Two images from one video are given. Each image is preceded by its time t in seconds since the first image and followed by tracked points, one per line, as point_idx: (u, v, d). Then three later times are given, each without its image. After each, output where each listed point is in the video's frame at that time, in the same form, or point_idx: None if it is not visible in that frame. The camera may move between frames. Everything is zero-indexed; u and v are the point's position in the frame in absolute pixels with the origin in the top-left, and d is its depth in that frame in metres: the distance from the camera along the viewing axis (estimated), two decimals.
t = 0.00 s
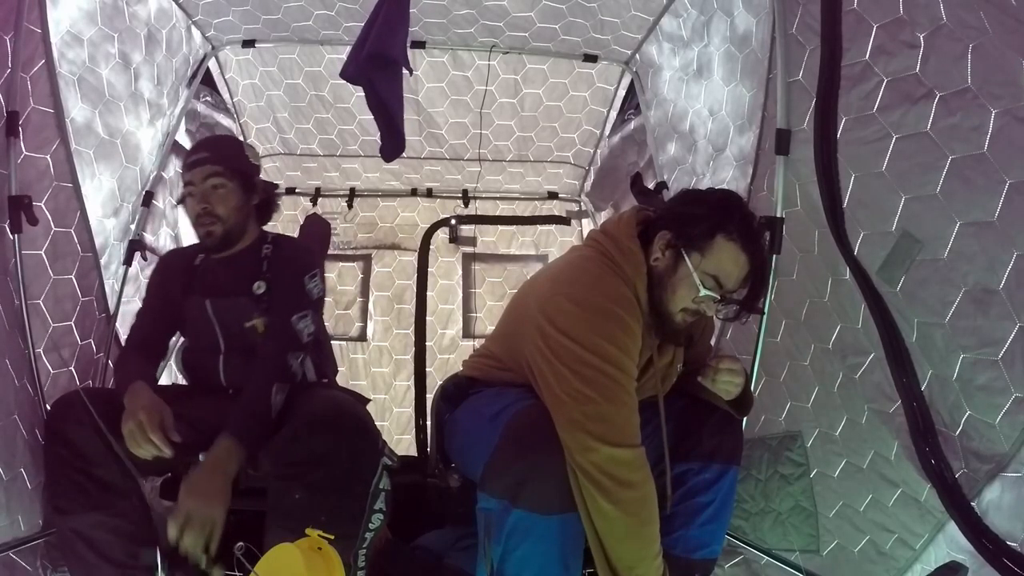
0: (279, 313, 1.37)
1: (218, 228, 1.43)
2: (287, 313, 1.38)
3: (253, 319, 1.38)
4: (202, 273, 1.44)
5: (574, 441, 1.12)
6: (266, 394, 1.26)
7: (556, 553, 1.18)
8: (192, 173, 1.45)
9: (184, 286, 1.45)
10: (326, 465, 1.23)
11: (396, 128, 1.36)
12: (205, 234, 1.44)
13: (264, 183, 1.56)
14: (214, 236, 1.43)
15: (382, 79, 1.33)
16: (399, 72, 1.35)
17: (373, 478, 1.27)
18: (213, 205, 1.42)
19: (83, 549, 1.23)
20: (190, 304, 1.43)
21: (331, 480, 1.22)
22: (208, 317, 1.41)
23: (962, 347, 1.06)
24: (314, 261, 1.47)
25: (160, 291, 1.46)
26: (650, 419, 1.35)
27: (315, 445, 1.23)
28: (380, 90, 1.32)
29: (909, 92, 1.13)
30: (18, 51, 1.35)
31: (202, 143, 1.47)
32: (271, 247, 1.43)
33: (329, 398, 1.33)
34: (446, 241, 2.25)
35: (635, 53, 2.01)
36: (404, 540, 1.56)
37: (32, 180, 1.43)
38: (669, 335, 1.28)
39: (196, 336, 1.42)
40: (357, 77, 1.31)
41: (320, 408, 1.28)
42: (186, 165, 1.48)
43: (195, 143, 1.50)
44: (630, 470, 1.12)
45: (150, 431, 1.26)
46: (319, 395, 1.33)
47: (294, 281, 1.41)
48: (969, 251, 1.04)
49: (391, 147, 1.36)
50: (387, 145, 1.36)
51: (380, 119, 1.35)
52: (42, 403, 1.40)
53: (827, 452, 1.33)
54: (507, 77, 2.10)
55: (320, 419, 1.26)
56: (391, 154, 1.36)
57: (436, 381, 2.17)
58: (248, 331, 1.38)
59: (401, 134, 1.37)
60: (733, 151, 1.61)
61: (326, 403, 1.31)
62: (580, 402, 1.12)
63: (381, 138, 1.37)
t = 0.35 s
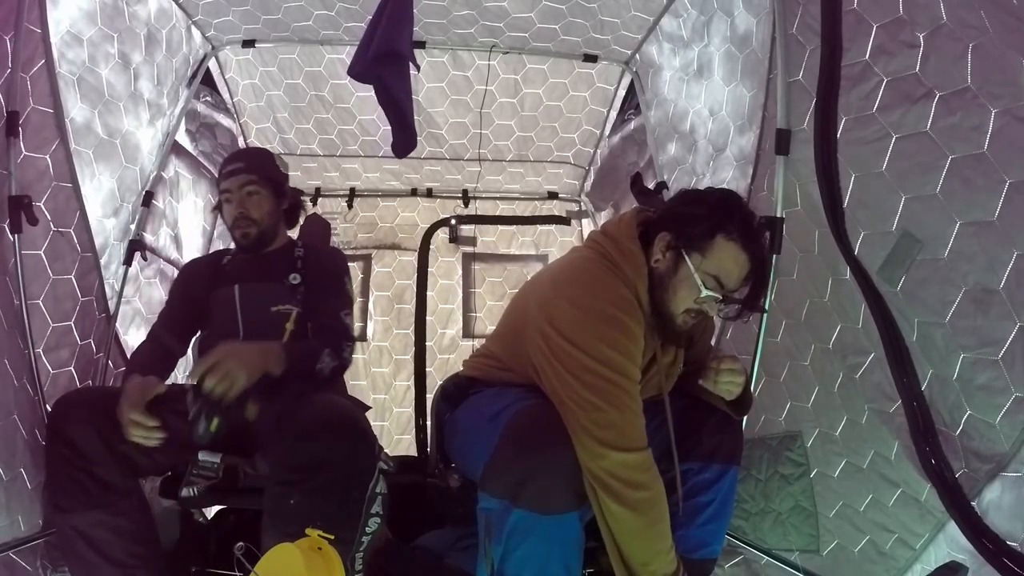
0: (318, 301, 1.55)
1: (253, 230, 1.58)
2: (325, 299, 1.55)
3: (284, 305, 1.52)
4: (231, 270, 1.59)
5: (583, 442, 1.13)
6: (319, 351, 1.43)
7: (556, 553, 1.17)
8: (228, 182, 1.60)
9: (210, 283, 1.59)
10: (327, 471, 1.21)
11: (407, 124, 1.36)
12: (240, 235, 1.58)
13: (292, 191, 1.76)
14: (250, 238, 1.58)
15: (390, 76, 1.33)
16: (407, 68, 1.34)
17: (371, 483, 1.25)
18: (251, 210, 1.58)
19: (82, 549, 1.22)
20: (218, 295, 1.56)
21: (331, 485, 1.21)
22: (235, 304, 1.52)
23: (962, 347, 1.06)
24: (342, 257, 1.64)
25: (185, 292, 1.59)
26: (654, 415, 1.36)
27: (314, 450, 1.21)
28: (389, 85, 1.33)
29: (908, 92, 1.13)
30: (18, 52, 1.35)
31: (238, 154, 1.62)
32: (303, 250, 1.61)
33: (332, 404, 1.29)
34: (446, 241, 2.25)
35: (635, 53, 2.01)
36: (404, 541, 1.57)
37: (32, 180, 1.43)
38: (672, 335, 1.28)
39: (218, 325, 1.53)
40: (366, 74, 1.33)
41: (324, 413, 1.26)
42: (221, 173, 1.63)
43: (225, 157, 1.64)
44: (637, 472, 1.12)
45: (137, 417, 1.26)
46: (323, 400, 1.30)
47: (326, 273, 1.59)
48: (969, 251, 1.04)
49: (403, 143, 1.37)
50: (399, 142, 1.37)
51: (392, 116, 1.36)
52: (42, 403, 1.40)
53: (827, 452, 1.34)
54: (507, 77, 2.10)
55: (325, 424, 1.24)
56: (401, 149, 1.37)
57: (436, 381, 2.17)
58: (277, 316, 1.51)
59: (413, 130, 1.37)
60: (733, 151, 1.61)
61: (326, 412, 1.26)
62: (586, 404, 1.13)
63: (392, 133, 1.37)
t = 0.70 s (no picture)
0: (334, 306, 1.60)
1: (266, 232, 1.59)
2: (341, 302, 1.60)
3: (297, 305, 1.56)
4: (241, 270, 1.60)
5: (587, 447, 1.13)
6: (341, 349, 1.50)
7: (556, 553, 1.17)
8: (243, 185, 1.61)
9: (220, 282, 1.61)
10: (321, 471, 1.21)
11: (399, 124, 1.36)
12: (254, 238, 1.59)
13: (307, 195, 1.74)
14: (263, 240, 1.59)
15: (382, 74, 1.34)
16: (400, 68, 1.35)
17: (367, 483, 1.25)
18: (263, 212, 1.58)
19: (82, 549, 1.21)
20: (227, 292, 1.57)
21: (326, 485, 1.21)
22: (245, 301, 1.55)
23: (962, 347, 1.06)
24: (354, 265, 1.69)
25: (194, 290, 1.60)
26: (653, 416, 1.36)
27: (307, 450, 1.21)
28: (380, 82, 1.33)
29: (908, 92, 1.13)
30: (18, 52, 1.35)
31: (253, 159, 1.63)
32: (314, 256, 1.64)
33: (330, 405, 1.28)
34: (446, 241, 2.25)
35: (635, 53, 2.01)
36: (405, 542, 1.57)
37: (32, 180, 1.43)
38: (673, 335, 1.28)
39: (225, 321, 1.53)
40: (357, 71, 1.32)
41: (321, 412, 1.26)
42: (235, 178, 1.64)
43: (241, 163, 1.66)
44: (639, 475, 1.12)
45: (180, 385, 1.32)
46: (320, 398, 1.30)
47: (341, 279, 1.64)
48: (969, 251, 1.04)
49: (394, 143, 1.36)
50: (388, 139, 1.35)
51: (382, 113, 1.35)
52: (42, 403, 1.40)
53: (827, 452, 1.34)
54: (507, 77, 2.10)
55: (316, 422, 1.24)
56: (392, 148, 1.35)
57: (436, 381, 2.17)
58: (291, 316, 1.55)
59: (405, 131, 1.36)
60: (733, 151, 1.61)
61: (323, 410, 1.27)
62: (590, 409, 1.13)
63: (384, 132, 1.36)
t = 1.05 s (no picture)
0: (332, 312, 1.57)
1: (258, 233, 1.56)
2: (341, 307, 1.58)
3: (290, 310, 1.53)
4: (235, 272, 1.59)
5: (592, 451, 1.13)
6: (347, 357, 1.48)
7: (557, 553, 1.16)
8: (235, 183, 1.58)
9: (214, 283, 1.59)
10: (317, 471, 1.21)
11: (390, 127, 1.38)
12: (245, 238, 1.55)
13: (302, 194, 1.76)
14: (254, 240, 1.56)
15: (374, 80, 1.33)
16: (392, 71, 1.35)
17: (361, 483, 1.25)
18: (256, 213, 1.56)
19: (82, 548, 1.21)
20: (221, 294, 1.55)
21: (323, 485, 1.21)
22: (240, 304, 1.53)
23: (963, 347, 1.06)
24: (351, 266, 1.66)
25: (190, 290, 1.58)
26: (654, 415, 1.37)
27: (305, 448, 1.21)
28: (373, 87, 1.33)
29: (909, 92, 1.13)
30: (18, 51, 1.35)
31: (243, 158, 1.60)
32: (310, 256, 1.62)
33: (328, 405, 1.27)
34: (446, 241, 2.25)
35: (635, 53, 2.01)
36: (404, 543, 1.57)
37: (31, 180, 1.43)
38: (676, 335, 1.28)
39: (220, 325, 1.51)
40: (351, 77, 1.31)
41: (314, 411, 1.25)
42: (227, 177, 1.61)
43: (233, 159, 1.63)
44: (643, 478, 1.12)
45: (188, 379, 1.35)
46: (318, 399, 1.30)
47: (339, 282, 1.61)
48: (970, 251, 1.04)
49: (387, 146, 1.37)
50: (381, 145, 1.37)
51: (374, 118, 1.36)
52: (41, 403, 1.40)
53: (827, 452, 1.34)
54: (507, 77, 2.10)
55: (312, 420, 1.24)
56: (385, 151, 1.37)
57: (436, 381, 2.17)
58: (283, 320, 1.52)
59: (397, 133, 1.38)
60: (733, 151, 1.61)
61: (320, 408, 1.26)
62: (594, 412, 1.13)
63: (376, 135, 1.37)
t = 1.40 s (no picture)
0: (325, 320, 1.53)
1: (239, 235, 1.52)
2: (334, 313, 1.54)
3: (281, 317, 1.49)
4: (221, 277, 1.53)
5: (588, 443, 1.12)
6: (352, 373, 1.47)
7: (554, 553, 1.17)
8: (211, 185, 1.54)
9: (201, 286, 1.54)
10: (318, 471, 1.20)
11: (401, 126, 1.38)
12: (228, 242, 1.52)
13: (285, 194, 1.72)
14: (236, 243, 1.52)
15: (383, 81, 1.34)
16: (401, 71, 1.35)
17: (366, 483, 1.25)
18: (235, 214, 1.52)
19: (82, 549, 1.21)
20: (209, 302, 1.51)
21: (323, 485, 1.20)
22: (231, 312, 1.49)
23: (962, 347, 1.06)
24: (343, 269, 1.62)
25: (175, 296, 1.53)
26: (654, 415, 1.36)
27: (308, 449, 1.21)
28: (382, 88, 1.33)
29: (909, 92, 1.13)
30: (18, 51, 1.35)
31: (218, 156, 1.55)
32: (299, 257, 1.57)
33: (332, 406, 1.28)
34: (446, 241, 2.25)
35: (635, 53, 2.01)
36: (404, 542, 1.56)
37: (31, 180, 1.43)
38: (674, 327, 1.28)
39: (211, 332, 1.49)
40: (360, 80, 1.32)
41: (318, 412, 1.26)
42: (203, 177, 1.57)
43: (207, 159, 1.58)
44: (637, 467, 1.12)
45: (191, 391, 1.35)
46: (319, 399, 1.30)
47: (328, 288, 1.56)
48: (970, 251, 1.05)
49: (399, 146, 1.39)
50: (393, 145, 1.38)
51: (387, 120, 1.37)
52: (40, 403, 1.41)
53: (828, 452, 1.34)
54: (507, 77, 2.10)
55: (313, 422, 1.24)
56: (396, 151, 1.38)
57: (435, 380, 2.17)
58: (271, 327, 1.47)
59: (408, 132, 1.39)
60: (733, 151, 1.60)
61: (321, 409, 1.27)
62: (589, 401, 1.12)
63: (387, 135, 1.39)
